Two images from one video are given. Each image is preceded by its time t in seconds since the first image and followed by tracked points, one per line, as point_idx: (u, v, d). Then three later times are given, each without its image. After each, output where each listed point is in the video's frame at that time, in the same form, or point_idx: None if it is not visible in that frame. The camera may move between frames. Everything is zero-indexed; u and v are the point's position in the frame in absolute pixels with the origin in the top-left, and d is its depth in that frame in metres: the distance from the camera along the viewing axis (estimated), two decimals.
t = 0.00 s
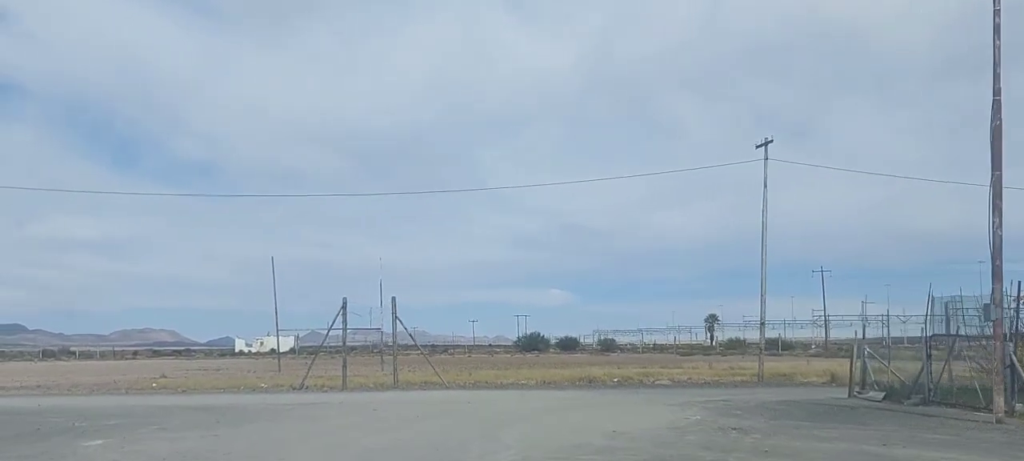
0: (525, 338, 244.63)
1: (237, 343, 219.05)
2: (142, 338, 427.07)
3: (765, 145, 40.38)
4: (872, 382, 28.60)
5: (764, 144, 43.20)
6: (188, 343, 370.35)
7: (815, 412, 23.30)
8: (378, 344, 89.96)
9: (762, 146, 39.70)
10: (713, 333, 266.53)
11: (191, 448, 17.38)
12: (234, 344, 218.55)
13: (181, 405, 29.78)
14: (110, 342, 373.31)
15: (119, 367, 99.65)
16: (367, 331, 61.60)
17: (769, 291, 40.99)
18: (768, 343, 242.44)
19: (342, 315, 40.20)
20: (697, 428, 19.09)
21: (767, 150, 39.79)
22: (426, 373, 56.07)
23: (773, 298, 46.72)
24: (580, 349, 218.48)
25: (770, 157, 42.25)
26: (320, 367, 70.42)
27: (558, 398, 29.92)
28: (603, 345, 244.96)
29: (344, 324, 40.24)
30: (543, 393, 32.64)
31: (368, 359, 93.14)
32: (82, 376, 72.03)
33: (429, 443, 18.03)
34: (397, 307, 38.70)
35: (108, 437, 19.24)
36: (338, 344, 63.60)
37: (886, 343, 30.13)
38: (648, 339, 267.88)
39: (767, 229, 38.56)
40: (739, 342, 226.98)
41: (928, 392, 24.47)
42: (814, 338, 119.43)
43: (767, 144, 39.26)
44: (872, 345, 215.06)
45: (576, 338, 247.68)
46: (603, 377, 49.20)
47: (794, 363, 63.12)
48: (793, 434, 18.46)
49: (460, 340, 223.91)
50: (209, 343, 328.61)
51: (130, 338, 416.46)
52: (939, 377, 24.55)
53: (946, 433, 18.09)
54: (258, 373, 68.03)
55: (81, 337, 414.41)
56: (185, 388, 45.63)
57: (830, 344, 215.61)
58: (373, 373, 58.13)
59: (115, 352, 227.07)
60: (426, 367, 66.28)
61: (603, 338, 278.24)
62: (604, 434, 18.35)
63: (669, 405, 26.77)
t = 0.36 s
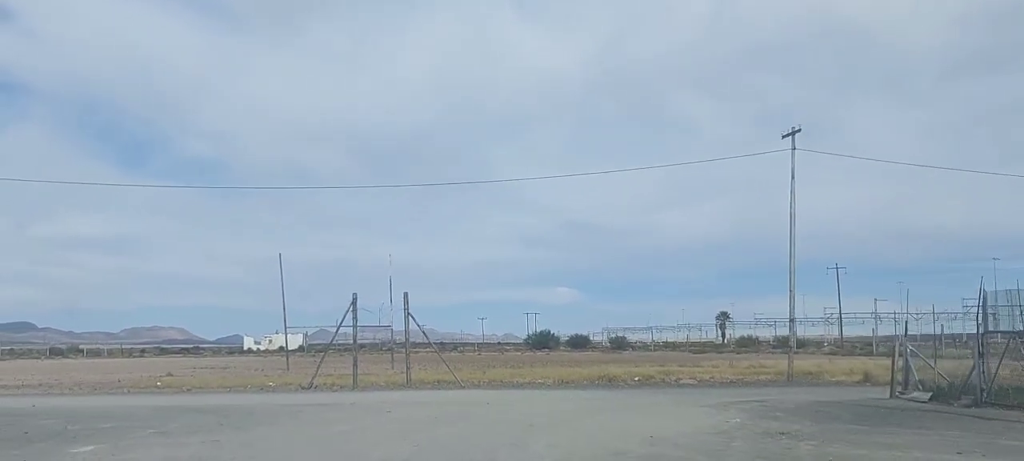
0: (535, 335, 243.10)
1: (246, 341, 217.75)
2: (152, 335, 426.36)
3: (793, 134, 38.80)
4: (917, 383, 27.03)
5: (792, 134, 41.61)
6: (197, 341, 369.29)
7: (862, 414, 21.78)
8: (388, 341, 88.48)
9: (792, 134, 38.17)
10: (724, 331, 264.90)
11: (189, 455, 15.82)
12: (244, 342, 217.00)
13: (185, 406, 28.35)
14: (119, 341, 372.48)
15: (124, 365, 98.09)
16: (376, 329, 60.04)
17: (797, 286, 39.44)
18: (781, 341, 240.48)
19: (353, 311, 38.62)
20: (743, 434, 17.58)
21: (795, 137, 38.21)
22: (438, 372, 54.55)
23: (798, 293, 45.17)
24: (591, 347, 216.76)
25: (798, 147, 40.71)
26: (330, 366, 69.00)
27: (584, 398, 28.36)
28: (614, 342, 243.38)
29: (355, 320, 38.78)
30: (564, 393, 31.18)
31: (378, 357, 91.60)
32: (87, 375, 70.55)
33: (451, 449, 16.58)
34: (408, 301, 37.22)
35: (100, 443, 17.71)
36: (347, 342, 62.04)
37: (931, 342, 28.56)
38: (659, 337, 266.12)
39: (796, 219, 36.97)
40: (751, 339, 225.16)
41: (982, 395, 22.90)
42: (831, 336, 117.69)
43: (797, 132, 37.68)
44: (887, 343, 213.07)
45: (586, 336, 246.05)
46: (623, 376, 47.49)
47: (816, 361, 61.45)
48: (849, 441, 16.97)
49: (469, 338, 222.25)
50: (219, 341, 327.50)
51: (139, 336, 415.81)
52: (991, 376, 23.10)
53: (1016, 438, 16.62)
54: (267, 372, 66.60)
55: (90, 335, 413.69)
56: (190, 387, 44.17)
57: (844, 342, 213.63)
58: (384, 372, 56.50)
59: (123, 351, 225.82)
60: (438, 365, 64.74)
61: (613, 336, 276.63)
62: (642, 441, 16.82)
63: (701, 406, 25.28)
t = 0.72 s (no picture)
0: (544, 338, 241.51)
1: (251, 343, 216.50)
2: (159, 337, 425.32)
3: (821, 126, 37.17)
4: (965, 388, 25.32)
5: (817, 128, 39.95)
6: (204, 343, 367.87)
7: (915, 422, 20.16)
8: (396, 343, 86.98)
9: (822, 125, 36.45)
10: (734, 334, 263.01)
11: None
12: (251, 344, 215.52)
13: (185, 411, 26.81)
14: (126, 343, 371.24)
15: (128, 367, 96.47)
16: (386, 330, 58.35)
17: (825, 287, 37.75)
18: (789, 344, 238.72)
19: (362, 312, 36.95)
20: (795, 446, 15.98)
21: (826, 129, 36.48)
22: (448, 374, 53.12)
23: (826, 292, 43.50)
24: (598, 349, 215.10)
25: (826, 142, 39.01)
26: (337, 368, 67.32)
27: (607, 404, 26.68)
28: (623, 345, 241.53)
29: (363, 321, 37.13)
30: (583, 397, 29.64)
31: (386, 359, 89.97)
32: (90, 377, 69.05)
33: None
34: (419, 301, 35.56)
35: (89, 454, 16.11)
36: (355, 344, 60.39)
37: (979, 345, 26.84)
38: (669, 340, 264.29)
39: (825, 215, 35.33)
40: (762, 343, 223.28)
41: None
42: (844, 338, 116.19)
43: (824, 126, 36.25)
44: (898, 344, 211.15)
45: (595, 338, 244.28)
46: (642, 379, 45.77)
47: (835, 363, 59.90)
48: (915, 454, 15.36)
49: (478, 340, 220.64)
50: (226, 343, 326.79)
51: (146, 338, 414.86)
52: None
53: None
54: (274, 373, 64.98)
55: (97, 337, 412.93)
56: (191, 390, 42.54)
57: (853, 344, 212.05)
58: (394, 375, 54.80)
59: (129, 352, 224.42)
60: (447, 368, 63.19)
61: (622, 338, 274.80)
62: (686, 454, 15.22)
63: (734, 414, 23.68)
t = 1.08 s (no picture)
0: (551, 335, 240.45)
1: (256, 341, 215.20)
2: (164, 335, 424.49)
3: (851, 112, 35.52)
4: (1016, 389, 23.67)
5: (844, 114, 38.30)
6: (208, 340, 366.50)
7: (970, 427, 18.60)
8: (402, 341, 85.49)
9: (849, 111, 34.85)
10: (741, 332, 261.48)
11: None
12: (257, 341, 214.25)
13: (182, 413, 25.33)
14: (131, 341, 370.18)
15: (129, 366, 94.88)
16: (392, 328, 56.71)
17: (854, 281, 36.07)
18: (797, 342, 236.94)
19: (368, 307, 35.30)
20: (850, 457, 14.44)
21: (853, 114, 34.85)
22: (458, 373, 51.43)
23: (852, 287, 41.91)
24: (607, 348, 213.48)
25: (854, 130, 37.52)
26: (342, 366, 65.69)
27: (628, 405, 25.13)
28: (630, 343, 240.31)
29: (370, 317, 35.55)
30: (604, 398, 28.07)
31: (392, 357, 88.39)
32: (89, 376, 67.58)
33: None
34: (429, 296, 33.97)
35: None
36: (361, 342, 58.79)
37: None
38: (675, 338, 262.74)
39: (856, 206, 33.67)
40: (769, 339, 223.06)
41: None
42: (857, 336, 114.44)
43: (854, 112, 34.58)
44: (908, 342, 209.55)
45: (601, 336, 242.78)
46: (660, 378, 44.04)
47: (853, 361, 58.23)
48: None
49: (484, 338, 219.12)
50: (231, 341, 325.53)
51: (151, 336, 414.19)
52: None
53: None
54: (277, 372, 63.35)
55: (102, 334, 411.91)
56: (191, 390, 40.96)
57: (862, 343, 210.19)
58: (402, 374, 53.17)
59: (134, 350, 223.20)
60: (455, 366, 61.61)
61: (628, 336, 273.60)
62: None
63: (769, 418, 22.10)
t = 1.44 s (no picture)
0: (554, 336, 238.82)
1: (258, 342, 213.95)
2: (165, 336, 422.96)
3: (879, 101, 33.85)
4: None
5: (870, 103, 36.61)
6: (211, 342, 365.41)
7: None
8: (406, 342, 83.93)
9: (879, 101, 33.19)
10: (745, 333, 259.72)
11: None
12: (257, 343, 212.57)
13: (174, 419, 23.70)
14: (132, 343, 368.97)
15: (127, 368, 93.24)
16: (395, 330, 55.12)
17: (881, 279, 34.40)
18: (802, 344, 235.42)
19: (371, 308, 33.70)
20: None
21: (882, 103, 33.22)
22: (464, 375, 49.87)
23: (876, 286, 40.25)
24: (610, 349, 211.80)
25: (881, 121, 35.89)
26: (344, 368, 64.13)
27: (652, 411, 23.56)
28: (634, 344, 238.55)
29: (374, 317, 33.90)
30: (623, 402, 26.40)
31: (395, 359, 86.78)
32: (86, 378, 66.10)
33: None
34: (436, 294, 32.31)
35: None
36: (362, 344, 57.21)
37: None
38: (679, 339, 261.13)
39: (885, 201, 32.03)
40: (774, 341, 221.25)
41: None
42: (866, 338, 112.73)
43: (883, 100, 32.94)
44: (914, 343, 207.95)
45: (604, 337, 241.21)
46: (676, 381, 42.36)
47: (870, 363, 56.55)
48: None
49: (486, 339, 217.44)
50: (233, 343, 324.39)
51: (153, 337, 412.73)
52: None
53: None
54: (277, 375, 61.74)
55: (103, 336, 410.40)
56: (187, 393, 39.33)
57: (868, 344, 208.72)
58: (405, 377, 51.60)
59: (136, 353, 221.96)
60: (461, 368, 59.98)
61: (632, 337, 271.87)
62: None
63: (806, 425, 20.51)
